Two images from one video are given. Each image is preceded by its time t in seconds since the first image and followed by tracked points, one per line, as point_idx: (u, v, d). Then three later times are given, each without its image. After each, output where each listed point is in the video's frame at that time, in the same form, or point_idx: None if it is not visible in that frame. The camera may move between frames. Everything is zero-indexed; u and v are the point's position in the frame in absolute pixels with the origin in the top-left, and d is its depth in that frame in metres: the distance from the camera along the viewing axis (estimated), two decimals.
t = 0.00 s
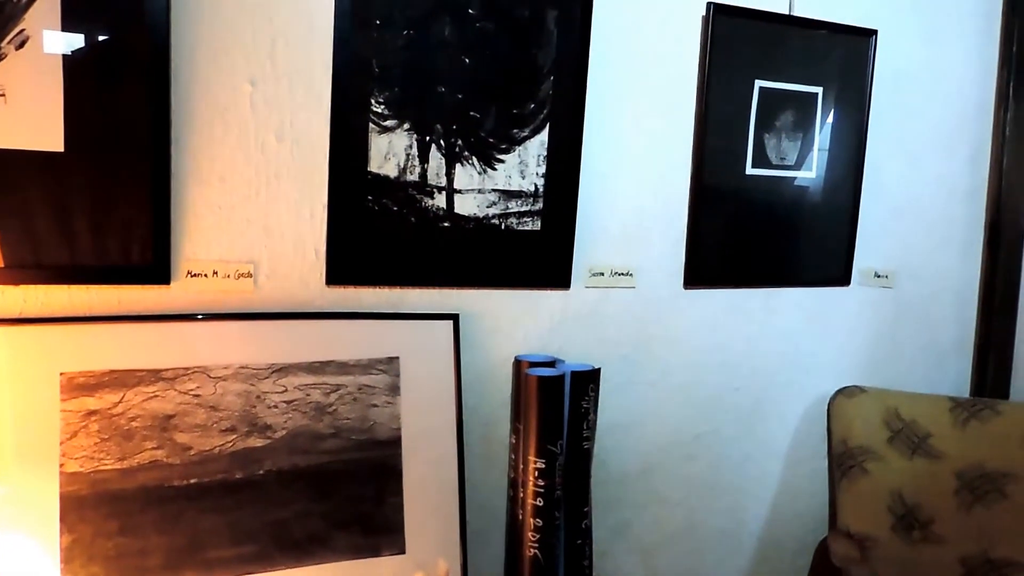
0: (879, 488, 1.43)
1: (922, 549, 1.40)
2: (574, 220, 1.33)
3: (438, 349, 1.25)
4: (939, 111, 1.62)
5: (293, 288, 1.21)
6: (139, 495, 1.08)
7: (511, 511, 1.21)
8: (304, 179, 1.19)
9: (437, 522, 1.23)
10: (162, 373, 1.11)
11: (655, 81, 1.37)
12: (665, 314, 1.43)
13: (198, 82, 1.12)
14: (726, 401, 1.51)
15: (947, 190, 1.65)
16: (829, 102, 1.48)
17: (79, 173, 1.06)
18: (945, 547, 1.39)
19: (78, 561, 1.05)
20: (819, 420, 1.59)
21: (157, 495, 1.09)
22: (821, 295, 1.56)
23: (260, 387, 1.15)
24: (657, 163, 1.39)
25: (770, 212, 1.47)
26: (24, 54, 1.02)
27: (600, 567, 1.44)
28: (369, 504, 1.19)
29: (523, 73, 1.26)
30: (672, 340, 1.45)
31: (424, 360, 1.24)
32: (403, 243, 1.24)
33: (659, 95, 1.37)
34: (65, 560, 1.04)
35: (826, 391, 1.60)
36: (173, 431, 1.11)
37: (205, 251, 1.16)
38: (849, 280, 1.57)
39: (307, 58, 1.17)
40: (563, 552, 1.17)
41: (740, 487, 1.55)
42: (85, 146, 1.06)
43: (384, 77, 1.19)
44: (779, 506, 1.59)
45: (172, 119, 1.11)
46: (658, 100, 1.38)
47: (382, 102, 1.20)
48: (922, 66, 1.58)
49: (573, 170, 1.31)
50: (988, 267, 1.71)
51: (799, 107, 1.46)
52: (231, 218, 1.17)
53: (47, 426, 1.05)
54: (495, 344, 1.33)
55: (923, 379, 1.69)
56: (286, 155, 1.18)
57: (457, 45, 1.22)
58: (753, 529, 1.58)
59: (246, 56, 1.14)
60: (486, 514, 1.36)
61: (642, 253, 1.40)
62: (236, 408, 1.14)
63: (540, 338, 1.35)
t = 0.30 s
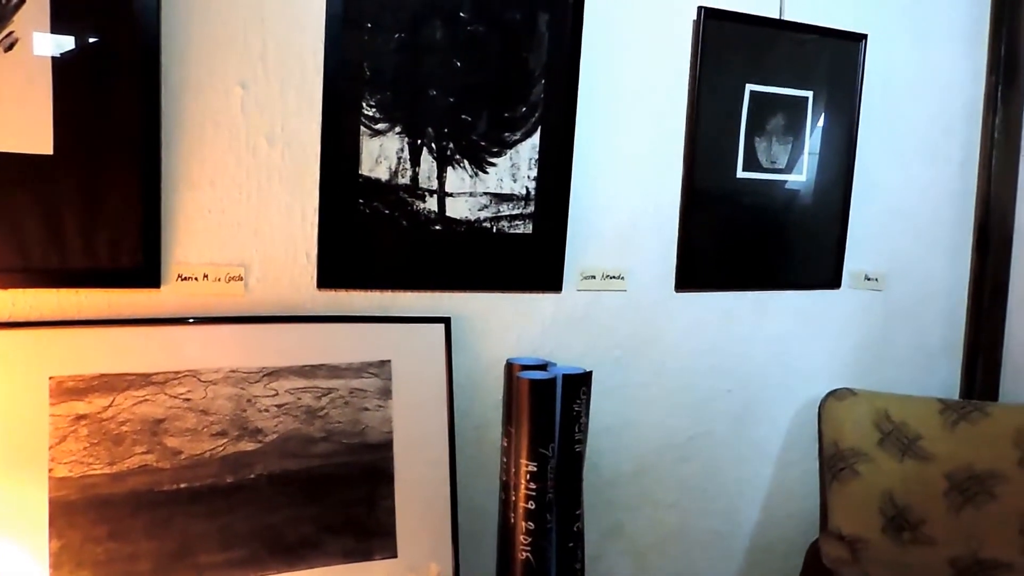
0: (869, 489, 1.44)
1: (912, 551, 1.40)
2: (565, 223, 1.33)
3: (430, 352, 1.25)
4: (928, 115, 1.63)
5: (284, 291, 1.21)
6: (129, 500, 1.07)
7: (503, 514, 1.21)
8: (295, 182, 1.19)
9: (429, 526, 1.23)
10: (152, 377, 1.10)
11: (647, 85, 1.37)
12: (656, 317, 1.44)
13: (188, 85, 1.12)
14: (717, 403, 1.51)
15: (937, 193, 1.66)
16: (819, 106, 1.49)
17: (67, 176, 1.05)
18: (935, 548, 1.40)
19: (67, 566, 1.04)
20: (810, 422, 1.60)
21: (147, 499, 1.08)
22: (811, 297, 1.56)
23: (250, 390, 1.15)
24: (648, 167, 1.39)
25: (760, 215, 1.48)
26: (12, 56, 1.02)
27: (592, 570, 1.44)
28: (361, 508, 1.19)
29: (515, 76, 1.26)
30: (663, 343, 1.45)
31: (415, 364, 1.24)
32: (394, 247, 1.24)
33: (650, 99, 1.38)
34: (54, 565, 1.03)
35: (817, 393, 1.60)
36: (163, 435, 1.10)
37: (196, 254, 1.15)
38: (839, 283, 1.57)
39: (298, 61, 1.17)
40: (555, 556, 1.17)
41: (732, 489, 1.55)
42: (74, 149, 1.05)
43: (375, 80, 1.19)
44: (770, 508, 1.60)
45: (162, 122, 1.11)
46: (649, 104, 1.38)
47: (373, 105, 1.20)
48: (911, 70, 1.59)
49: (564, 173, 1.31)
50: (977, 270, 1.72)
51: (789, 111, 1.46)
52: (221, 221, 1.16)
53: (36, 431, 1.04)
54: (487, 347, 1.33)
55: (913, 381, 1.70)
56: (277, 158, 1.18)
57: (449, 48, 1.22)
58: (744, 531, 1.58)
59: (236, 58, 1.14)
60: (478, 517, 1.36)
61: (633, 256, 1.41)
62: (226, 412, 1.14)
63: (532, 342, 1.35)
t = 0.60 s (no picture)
0: (860, 490, 1.44)
1: (903, 552, 1.41)
2: (557, 226, 1.33)
3: (422, 355, 1.25)
4: (918, 118, 1.64)
5: (275, 294, 1.21)
6: (118, 504, 1.07)
7: (494, 517, 1.20)
8: (286, 184, 1.19)
9: (421, 529, 1.23)
10: (142, 380, 1.10)
11: (638, 87, 1.38)
12: (648, 319, 1.44)
13: (179, 87, 1.11)
14: (709, 405, 1.51)
15: (926, 195, 1.67)
16: (810, 109, 1.49)
17: (56, 179, 1.05)
18: (925, 549, 1.40)
19: (56, 571, 1.03)
20: (801, 424, 1.61)
21: (137, 503, 1.08)
22: (802, 299, 1.57)
23: (241, 394, 1.15)
24: (639, 170, 1.40)
25: (751, 218, 1.48)
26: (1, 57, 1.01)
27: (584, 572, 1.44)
28: (352, 511, 1.19)
29: (506, 79, 1.26)
30: (655, 345, 1.45)
31: (407, 366, 1.24)
32: (386, 249, 1.23)
33: (641, 101, 1.38)
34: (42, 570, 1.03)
35: (808, 394, 1.61)
36: (154, 438, 1.09)
37: (186, 257, 1.15)
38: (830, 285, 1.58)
39: (289, 63, 1.17)
40: (547, 558, 1.17)
41: (723, 490, 1.55)
42: (63, 151, 1.04)
43: (367, 82, 1.19)
44: (762, 509, 1.60)
45: (153, 124, 1.10)
46: (641, 107, 1.38)
47: (365, 108, 1.20)
48: (900, 74, 1.60)
49: (555, 176, 1.32)
50: (966, 272, 1.73)
51: (780, 114, 1.47)
52: (212, 224, 1.16)
53: (24, 435, 1.03)
54: (479, 350, 1.33)
55: (903, 382, 1.71)
56: (268, 160, 1.18)
57: (441, 51, 1.22)
58: (736, 532, 1.58)
59: (227, 60, 1.14)
60: (470, 520, 1.36)
61: (625, 259, 1.41)
62: (217, 416, 1.13)
63: (523, 344, 1.35)
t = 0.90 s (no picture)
0: (851, 492, 1.45)
1: (894, 552, 1.41)
2: (548, 228, 1.33)
3: (413, 358, 1.25)
4: (907, 121, 1.64)
5: (266, 297, 1.20)
6: (108, 508, 1.06)
7: (486, 519, 1.20)
8: (277, 187, 1.19)
9: (413, 532, 1.22)
10: (132, 384, 1.09)
11: (629, 90, 1.38)
12: (640, 321, 1.44)
13: (169, 89, 1.11)
14: (701, 407, 1.52)
15: (916, 198, 1.68)
16: (800, 112, 1.50)
17: (45, 181, 1.04)
18: (916, 550, 1.41)
19: None
20: (792, 425, 1.61)
21: (127, 507, 1.07)
22: (793, 301, 1.57)
23: (232, 397, 1.14)
24: (631, 172, 1.40)
25: (742, 220, 1.49)
26: None
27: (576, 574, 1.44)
28: (344, 514, 1.18)
29: (498, 82, 1.27)
30: (647, 347, 1.46)
31: (398, 369, 1.24)
32: (377, 252, 1.23)
33: (633, 103, 1.39)
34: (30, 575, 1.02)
35: (799, 396, 1.61)
36: (144, 442, 1.09)
37: (176, 259, 1.15)
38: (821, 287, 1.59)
39: (280, 65, 1.17)
40: (539, 560, 1.16)
41: (715, 492, 1.56)
42: (53, 153, 1.04)
43: (358, 85, 1.19)
44: (753, 511, 1.61)
45: (143, 126, 1.10)
46: (633, 109, 1.39)
47: (356, 110, 1.19)
48: (890, 77, 1.61)
49: (547, 178, 1.32)
50: (955, 274, 1.74)
51: (770, 116, 1.47)
52: (202, 226, 1.15)
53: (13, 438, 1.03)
54: (470, 352, 1.32)
55: (893, 384, 1.72)
56: (258, 162, 1.17)
57: (432, 54, 1.22)
58: (728, 533, 1.59)
59: (217, 62, 1.13)
60: (461, 522, 1.35)
61: (616, 261, 1.41)
62: (207, 419, 1.13)
63: (515, 346, 1.35)
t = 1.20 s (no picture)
0: (842, 493, 1.45)
1: (885, 553, 1.41)
2: (540, 231, 1.33)
3: (405, 361, 1.25)
4: (897, 124, 1.65)
5: (257, 300, 1.20)
6: (97, 512, 1.05)
7: (478, 522, 1.20)
8: (268, 189, 1.18)
9: (404, 535, 1.22)
10: (122, 387, 1.09)
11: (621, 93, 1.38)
12: (631, 323, 1.45)
13: (160, 91, 1.11)
14: (692, 408, 1.52)
15: (906, 200, 1.69)
16: (791, 114, 1.51)
17: (34, 183, 1.03)
18: (907, 550, 1.41)
19: None
20: (783, 427, 1.62)
21: (116, 511, 1.06)
22: (784, 303, 1.58)
23: (222, 400, 1.14)
24: (622, 174, 1.40)
25: (733, 222, 1.49)
26: None
27: None
28: (335, 517, 1.18)
29: (489, 84, 1.27)
30: (638, 349, 1.46)
31: (389, 372, 1.24)
32: (369, 254, 1.23)
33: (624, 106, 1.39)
34: None
35: (790, 397, 1.62)
36: (134, 446, 1.08)
37: (167, 262, 1.14)
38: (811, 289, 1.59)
39: (271, 67, 1.17)
40: (530, 562, 1.16)
41: (707, 493, 1.56)
42: (42, 156, 1.03)
43: (349, 87, 1.19)
44: (745, 512, 1.61)
45: (133, 128, 1.09)
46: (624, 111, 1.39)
47: (347, 112, 1.19)
48: (880, 80, 1.62)
49: (538, 180, 1.32)
50: (945, 276, 1.75)
51: (761, 119, 1.48)
52: (193, 228, 1.15)
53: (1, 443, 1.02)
54: (462, 354, 1.32)
55: (884, 385, 1.73)
56: (249, 164, 1.17)
57: (423, 56, 1.22)
58: (720, 535, 1.59)
59: (208, 64, 1.13)
60: (453, 525, 1.35)
61: (608, 263, 1.41)
62: (198, 422, 1.12)
63: (507, 349, 1.35)
